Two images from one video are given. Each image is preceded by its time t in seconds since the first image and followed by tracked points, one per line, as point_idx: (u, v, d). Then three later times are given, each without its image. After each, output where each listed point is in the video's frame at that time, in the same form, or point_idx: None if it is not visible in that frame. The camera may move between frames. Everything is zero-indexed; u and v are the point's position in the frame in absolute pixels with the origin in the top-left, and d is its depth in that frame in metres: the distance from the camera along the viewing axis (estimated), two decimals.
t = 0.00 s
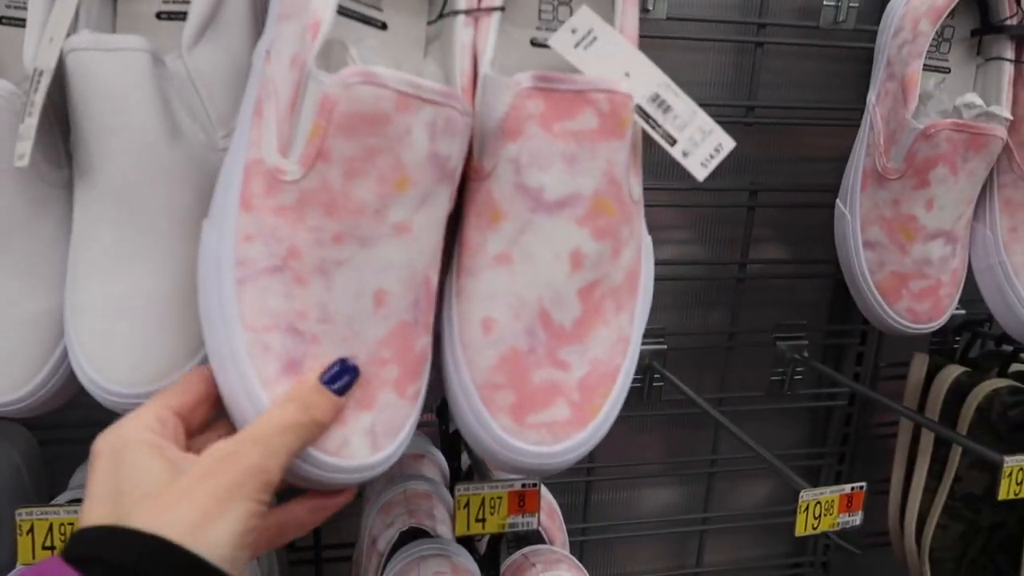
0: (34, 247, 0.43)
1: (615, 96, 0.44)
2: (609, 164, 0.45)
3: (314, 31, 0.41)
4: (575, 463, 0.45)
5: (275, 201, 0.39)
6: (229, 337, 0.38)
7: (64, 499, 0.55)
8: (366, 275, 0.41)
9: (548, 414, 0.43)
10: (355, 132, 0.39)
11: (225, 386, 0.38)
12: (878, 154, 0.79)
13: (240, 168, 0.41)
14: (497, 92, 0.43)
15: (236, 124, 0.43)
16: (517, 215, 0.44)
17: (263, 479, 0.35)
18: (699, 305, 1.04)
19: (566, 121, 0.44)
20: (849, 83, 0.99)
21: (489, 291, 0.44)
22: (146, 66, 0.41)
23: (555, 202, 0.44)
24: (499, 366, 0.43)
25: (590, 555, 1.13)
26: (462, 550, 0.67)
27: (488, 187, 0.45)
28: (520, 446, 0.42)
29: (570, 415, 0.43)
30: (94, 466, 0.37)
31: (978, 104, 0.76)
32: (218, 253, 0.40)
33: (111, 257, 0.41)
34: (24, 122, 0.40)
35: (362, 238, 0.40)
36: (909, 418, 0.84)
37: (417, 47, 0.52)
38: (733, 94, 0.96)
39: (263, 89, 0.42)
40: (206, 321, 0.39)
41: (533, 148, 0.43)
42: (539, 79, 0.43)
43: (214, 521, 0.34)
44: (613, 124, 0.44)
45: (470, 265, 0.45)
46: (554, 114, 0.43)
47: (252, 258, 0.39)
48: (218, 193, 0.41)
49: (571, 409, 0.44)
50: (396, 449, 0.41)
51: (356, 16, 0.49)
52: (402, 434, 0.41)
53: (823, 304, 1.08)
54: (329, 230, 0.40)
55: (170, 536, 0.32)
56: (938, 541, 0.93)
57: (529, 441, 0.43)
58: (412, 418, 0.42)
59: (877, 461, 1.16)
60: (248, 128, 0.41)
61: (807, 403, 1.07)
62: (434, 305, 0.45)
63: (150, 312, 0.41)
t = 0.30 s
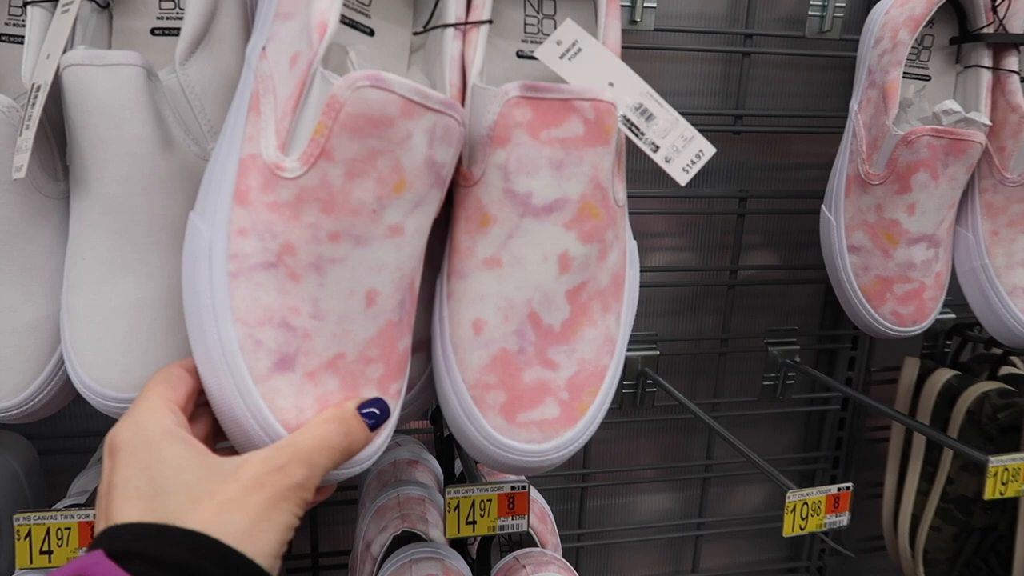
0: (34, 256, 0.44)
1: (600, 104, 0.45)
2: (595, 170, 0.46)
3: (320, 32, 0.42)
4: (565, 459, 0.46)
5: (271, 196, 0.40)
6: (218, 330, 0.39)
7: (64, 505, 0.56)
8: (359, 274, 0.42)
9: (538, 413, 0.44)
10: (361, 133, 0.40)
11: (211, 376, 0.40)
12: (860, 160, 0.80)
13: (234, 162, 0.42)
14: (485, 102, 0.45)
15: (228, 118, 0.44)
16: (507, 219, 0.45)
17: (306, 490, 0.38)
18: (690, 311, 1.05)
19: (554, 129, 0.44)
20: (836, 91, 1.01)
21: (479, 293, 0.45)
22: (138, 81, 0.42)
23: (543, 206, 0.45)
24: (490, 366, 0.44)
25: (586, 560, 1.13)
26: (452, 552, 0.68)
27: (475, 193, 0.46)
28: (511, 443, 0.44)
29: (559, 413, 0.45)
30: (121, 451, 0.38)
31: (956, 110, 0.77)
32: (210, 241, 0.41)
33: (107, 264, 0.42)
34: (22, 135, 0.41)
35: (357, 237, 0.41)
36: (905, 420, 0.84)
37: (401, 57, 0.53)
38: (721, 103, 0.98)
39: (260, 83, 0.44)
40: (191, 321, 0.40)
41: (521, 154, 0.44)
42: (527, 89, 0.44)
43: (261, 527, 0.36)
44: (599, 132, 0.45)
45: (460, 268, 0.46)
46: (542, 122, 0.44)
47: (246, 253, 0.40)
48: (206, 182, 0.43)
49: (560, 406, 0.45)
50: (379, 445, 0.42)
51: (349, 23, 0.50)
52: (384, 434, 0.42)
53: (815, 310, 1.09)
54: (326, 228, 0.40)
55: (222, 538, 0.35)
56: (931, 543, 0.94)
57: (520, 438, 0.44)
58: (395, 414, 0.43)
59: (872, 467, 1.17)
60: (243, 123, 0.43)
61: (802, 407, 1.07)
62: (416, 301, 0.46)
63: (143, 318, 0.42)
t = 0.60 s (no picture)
0: (19, 263, 0.45)
1: (576, 106, 0.46)
2: (572, 172, 0.46)
3: (277, 38, 0.43)
4: (547, 461, 0.46)
5: (241, 201, 0.41)
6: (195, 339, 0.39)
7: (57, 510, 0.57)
8: (334, 272, 0.42)
9: (518, 414, 0.44)
10: (317, 127, 0.41)
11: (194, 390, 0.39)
12: (846, 163, 0.80)
13: (211, 174, 0.43)
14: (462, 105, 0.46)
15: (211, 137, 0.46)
16: (485, 221, 0.46)
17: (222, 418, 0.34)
18: (683, 314, 1.05)
19: (530, 131, 0.45)
20: (827, 95, 1.01)
21: (459, 295, 0.46)
22: (121, 88, 0.43)
23: (521, 209, 0.46)
24: (470, 368, 0.45)
25: (582, 565, 1.13)
26: (442, 555, 0.68)
27: (453, 196, 0.46)
28: (490, 443, 0.44)
29: (539, 414, 0.45)
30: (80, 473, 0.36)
31: (941, 113, 0.78)
32: (188, 252, 0.42)
33: (90, 270, 0.43)
34: (6, 143, 0.42)
35: (325, 233, 0.42)
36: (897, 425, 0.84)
37: (389, 64, 0.54)
38: (712, 107, 0.99)
39: (234, 97, 0.45)
40: (177, 329, 0.40)
41: (498, 156, 0.45)
42: (503, 92, 0.45)
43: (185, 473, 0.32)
44: (575, 133, 0.46)
45: (441, 271, 0.47)
46: (518, 125, 0.45)
47: (219, 258, 0.41)
48: (189, 203, 0.43)
49: (541, 408, 0.45)
50: (366, 450, 0.42)
51: (328, 37, 0.51)
52: (373, 436, 0.42)
53: (807, 312, 1.09)
54: (293, 226, 0.41)
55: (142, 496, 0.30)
56: (928, 545, 0.94)
57: (499, 439, 0.44)
58: (382, 418, 0.43)
59: (868, 469, 1.16)
60: (219, 136, 0.44)
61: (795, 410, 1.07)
62: (403, 304, 0.46)
63: (128, 321, 0.42)
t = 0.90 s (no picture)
0: (27, 268, 0.45)
1: (575, 112, 0.46)
2: (572, 178, 0.47)
3: (282, 48, 0.44)
4: (548, 464, 0.47)
5: (247, 210, 0.42)
6: (202, 344, 0.40)
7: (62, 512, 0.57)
8: (337, 280, 0.43)
9: (518, 417, 0.45)
10: (321, 137, 0.41)
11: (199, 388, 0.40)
12: (848, 166, 0.80)
13: (217, 183, 0.44)
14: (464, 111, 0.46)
15: (217, 145, 0.46)
16: (485, 226, 0.46)
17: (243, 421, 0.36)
18: (687, 317, 1.05)
19: (531, 138, 0.46)
20: (830, 98, 1.01)
21: (460, 300, 0.46)
22: (128, 95, 0.43)
23: (521, 214, 0.46)
24: (471, 372, 0.45)
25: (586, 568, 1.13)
26: (446, 557, 0.69)
27: (455, 202, 0.47)
28: (491, 447, 0.44)
29: (540, 418, 0.45)
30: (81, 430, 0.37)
31: (942, 117, 0.78)
32: (196, 259, 0.42)
33: (96, 274, 0.43)
34: (14, 149, 0.42)
35: (330, 241, 0.43)
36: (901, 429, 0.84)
37: (392, 72, 0.54)
38: (715, 111, 0.99)
39: (239, 106, 0.45)
40: (184, 330, 0.41)
41: (499, 163, 0.45)
42: (503, 99, 0.45)
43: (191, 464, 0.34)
44: (575, 140, 0.46)
45: (443, 276, 0.47)
46: (519, 131, 0.46)
47: (226, 266, 0.41)
48: (196, 209, 0.44)
49: (541, 412, 0.45)
50: (371, 453, 0.42)
51: (333, 45, 0.52)
52: (378, 440, 0.43)
53: (811, 315, 1.09)
54: (298, 235, 0.42)
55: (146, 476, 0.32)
56: (932, 548, 0.93)
57: (500, 443, 0.44)
58: (387, 422, 0.43)
59: (869, 471, 1.14)
60: (225, 145, 0.45)
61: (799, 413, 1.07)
62: (406, 310, 0.47)
63: (134, 326, 0.43)
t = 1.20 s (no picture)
0: (45, 269, 0.46)
1: (582, 115, 0.47)
2: (578, 180, 0.47)
3: (293, 57, 0.45)
4: (556, 464, 0.47)
5: (260, 216, 0.43)
6: (218, 349, 0.41)
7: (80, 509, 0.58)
8: (348, 283, 0.43)
9: (526, 418, 0.45)
10: (333, 146, 0.42)
11: (217, 390, 0.41)
12: (860, 166, 0.79)
13: (231, 190, 0.44)
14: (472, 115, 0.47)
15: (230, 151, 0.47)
16: (493, 228, 0.47)
17: (281, 466, 0.37)
18: (699, 318, 1.05)
19: (538, 140, 0.46)
20: (843, 97, 1.01)
21: (468, 301, 0.47)
22: (142, 100, 0.44)
23: (529, 216, 0.46)
24: (479, 372, 0.46)
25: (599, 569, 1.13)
26: (456, 557, 0.69)
27: (463, 204, 0.47)
28: (499, 447, 0.44)
29: (547, 418, 0.46)
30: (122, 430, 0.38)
31: (955, 116, 0.78)
32: (211, 265, 0.43)
33: (111, 275, 0.44)
34: (30, 153, 0.43)
35: (341, 247, 0.43)
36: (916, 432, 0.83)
37: (401, 76, 0.55)
38: (726, 111, 0.98)
39: (252, 114, 0.46)
40: (201, 338, 0.42)
41: (505, 165, 0.46)
42: (510, 102, 0.45)
43: (222, 494, 0.35)
44: (582, 142, 0.47)
45: (451, 277, 0.48)
46: (526, 134, 0.46)
47: (241, 272, 0.42)
48: (211, 214, 0.45)
49: (548, 412, 0.46)
50: (383, 454, 0.42)
51: (342, 50, 0.52)
52: (391, 438, 0.43)
53: (824, 316, 1.09)
54: (310, 241, 0.43)
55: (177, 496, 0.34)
56: (947, 550, 0.92)
57: (508, 443, 0.45)
58: (400, 421, 0.44)
59: (886, 473, 1.13)
60: (239, 152, 0.46)
61: (812, 414, 1.06)
62: (417, 311, 0.47)
63: (148, 326, 0.44)
